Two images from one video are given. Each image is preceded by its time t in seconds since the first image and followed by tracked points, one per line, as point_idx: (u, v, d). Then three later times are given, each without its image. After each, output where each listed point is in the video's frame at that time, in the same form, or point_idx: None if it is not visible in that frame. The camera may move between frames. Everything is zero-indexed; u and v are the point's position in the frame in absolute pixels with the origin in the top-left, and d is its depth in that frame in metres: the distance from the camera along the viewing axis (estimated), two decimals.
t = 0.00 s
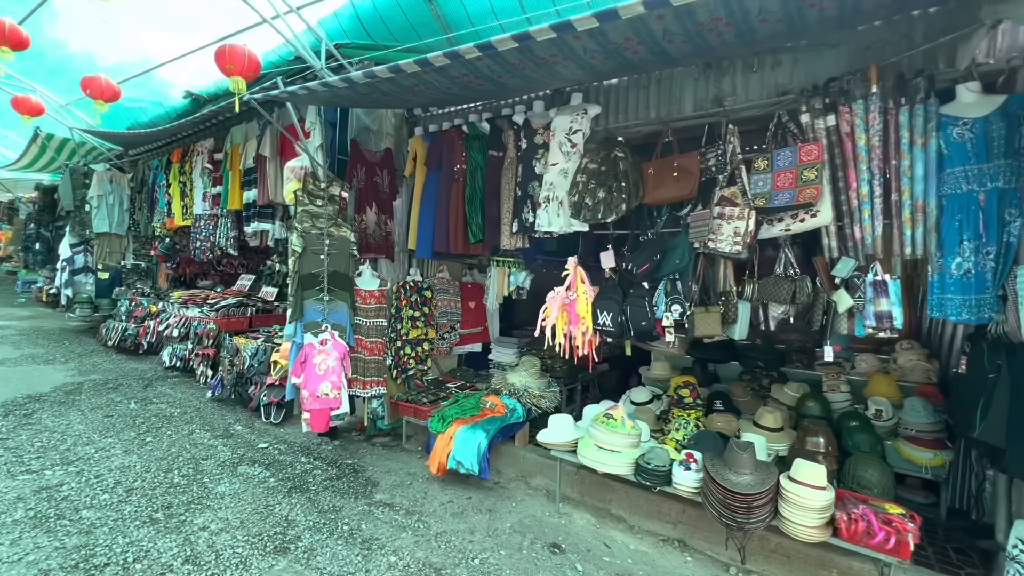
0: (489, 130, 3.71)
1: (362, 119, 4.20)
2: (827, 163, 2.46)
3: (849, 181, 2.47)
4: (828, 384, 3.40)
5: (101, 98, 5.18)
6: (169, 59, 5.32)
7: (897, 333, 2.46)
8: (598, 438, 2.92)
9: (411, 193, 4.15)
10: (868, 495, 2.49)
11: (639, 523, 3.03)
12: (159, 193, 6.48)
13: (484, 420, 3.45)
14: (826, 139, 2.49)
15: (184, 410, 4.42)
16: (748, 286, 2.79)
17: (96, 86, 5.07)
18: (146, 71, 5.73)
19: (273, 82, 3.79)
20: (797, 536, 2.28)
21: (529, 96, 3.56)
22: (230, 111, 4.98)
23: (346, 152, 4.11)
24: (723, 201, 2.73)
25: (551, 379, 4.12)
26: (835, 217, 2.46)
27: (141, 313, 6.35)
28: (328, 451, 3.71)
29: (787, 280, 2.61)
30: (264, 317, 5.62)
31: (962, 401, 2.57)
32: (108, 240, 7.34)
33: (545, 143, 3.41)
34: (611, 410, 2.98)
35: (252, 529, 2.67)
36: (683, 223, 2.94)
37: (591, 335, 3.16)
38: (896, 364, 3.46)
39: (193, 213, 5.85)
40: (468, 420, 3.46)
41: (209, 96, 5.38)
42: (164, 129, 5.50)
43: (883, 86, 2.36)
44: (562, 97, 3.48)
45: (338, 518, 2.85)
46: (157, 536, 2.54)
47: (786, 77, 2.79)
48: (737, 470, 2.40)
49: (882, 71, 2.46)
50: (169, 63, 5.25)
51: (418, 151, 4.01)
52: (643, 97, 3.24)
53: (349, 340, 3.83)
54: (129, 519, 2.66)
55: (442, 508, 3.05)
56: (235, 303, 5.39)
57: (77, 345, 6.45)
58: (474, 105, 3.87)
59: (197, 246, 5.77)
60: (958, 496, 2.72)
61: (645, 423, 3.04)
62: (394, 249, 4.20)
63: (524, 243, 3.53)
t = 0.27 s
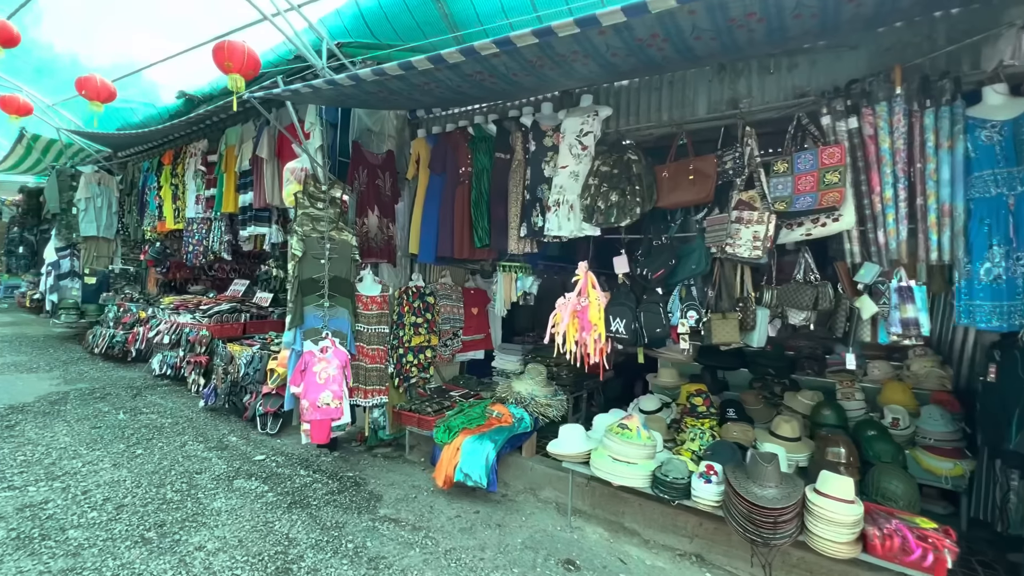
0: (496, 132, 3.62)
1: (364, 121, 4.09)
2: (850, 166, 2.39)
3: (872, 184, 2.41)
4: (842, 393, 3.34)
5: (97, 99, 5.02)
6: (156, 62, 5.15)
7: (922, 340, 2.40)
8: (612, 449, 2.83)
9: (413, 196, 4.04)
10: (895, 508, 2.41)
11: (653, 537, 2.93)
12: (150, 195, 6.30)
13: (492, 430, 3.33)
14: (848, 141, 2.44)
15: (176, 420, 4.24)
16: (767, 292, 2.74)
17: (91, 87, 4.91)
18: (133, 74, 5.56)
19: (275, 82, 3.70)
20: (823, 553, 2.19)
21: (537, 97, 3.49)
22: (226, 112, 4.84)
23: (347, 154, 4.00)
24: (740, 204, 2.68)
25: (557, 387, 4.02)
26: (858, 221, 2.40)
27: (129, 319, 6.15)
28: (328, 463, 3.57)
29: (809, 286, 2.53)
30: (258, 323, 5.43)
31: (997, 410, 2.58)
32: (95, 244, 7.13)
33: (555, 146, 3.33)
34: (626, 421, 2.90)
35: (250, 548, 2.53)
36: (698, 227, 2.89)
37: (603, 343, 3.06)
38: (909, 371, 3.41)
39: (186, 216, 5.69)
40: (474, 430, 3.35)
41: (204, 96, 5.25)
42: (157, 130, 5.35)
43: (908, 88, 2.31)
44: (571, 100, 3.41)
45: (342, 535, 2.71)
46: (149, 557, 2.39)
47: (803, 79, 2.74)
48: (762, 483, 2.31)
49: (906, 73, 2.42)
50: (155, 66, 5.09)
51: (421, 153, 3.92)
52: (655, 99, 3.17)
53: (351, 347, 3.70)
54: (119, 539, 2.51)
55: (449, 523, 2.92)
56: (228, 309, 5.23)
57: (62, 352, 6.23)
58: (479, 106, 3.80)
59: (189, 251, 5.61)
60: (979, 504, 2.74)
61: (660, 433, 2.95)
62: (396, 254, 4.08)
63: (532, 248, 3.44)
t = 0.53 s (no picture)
0: (500, 138, 3.54)
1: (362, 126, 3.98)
2: (869, 176, 2.34)
3: (889, 195, 2.37)
4: (852, 405, 3.30)
5: (92, 103, 4.87)
6: (140, 66, 4.98)
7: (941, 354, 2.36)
8: (623, 465, 2.75)
9: (414, 204, 3.96)
10: (916, 526, 2.35)
11: (665, 555, 2.85)
12: (137, 200, 6.11)
13: (496, 445, 3.23)
14: (864, 152, 2.39)
15: (164, 435, 4.07)
16: (781, 304, 2.69)
17: (84, 91, 4.76)
18: (117, 78, 5.38)
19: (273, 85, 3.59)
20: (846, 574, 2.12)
21: (542, 104, 3.42)
22: (218, 115, 4.70)
23: (345, 159, 3.87)
24: (754, 215, 2.63)
25: (560, 399, 3.94)
26: (875, 233, 2.36)
27: (114, 328, 5.94)
28: (325, 480, 3.44)
29: (826, 298, 2.49)
30: (249, 333, 5.31)
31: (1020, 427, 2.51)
32: (78, 250, 6.92)
33: (561, 153, 3.26)
34: (636, 436, 2.82)
35: None
36: (710, 238, 2.83)
37: (612, 355, 2.99)
38: (918, 383, 3.38)
39: (175, 222, 5.52)
40: (478, 445, 3.24)
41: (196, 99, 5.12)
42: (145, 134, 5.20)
43: (926, 98, 2.28)
44: (577, 106, 3.35)
45: (342, 559, 2.59)
46: None
47: (815, 88, 2.70)
48: (782, 502, 2.25)
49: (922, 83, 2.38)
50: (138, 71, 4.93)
51: (422, 160, 3.84)
52: (663, 107, 3.12)
53: (349, 359, 3.58)
54: (104, 568, 2.36)
55: (454, 544, 2.81)
56: (219, 318, 5.07)
57: (43, 363, 5.99)
58: (481, 112, 3.76)
59: (178, 258, 5.44)
60: (995, 519, 2.63)
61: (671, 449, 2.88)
62: (395, 263, 3.97)
63: (538, 257, 3.36)
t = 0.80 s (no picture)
0: (499, 142, 3.51)
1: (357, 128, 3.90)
2: (875, 183, 2.34)
3: (895, 203, 2.36)
4: (852, 412, 3.29)
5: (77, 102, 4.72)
6: (121, 65, 4.81)
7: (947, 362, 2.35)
8: (627, 475, 2.69)
9: (410, 208, 3.89)
10: (925, 536, 2.34)
11: (669, 566, 2.80)
12: (120, 203, 5.93)
13: (496, 454, 3.16)
14: (870, 158, 2.39)
15: (148, 446, 3.92)
16: (785, 310, 2.67)
17: (69, 89, 4.60)
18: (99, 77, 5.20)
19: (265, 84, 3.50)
20: None
21: (542, 108, 3.38)
22: (207, 116, 4.58)
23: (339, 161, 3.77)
24: (758, 221, 2.61)
25: (559, 407, 3.88)
26: (882, 239, 2.35)
27: (95, 334, 5.74)
28: (318, 492, 3.33)
29: (833, 305, 2.47)
30: (237, 339, 5.12)
31: None
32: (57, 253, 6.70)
33: (562, 157, 3.22)
34: (641, 445, 2.77)
35: None
36: (714, 243, 2.81)
37: (615, 363, 2.94)
38: (916, 390, 3.39)
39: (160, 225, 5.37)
40: (478, 455, 3.17)
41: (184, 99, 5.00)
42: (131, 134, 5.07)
43: (931, 105, 2.28)
44: (577, 111, 3.31)
45: None
46: None
47: (819, 94, 2.70)
48: (794, 513, 2.21)
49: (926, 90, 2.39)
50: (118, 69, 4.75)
51: (418, 163, 3.77)
52: (666, 112, 3.10)
53: (343, 367, 3.49)
54: None
55: (454, 558, 2.73)
56: (206, 324, 4.93)
57: (18, 370, 5.76)
58: (478, 116, 3.64)
59: (163, 262, 5.29)
60: (997, 527, 2.63)
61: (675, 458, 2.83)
62: (391, 268, 3.89)
63: (538, 263, 3.31)
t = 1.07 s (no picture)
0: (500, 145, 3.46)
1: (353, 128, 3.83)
2: (881, 189, 2.35)
3: (899, 208, 2.38)
4: (851, 416, 3.32)
5: (53, 96, 4.53)
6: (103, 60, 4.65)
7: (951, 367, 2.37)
8: (634, 482, 2.66)
9: (407, 211, 3.83)
10: (931, 540, 2.35)
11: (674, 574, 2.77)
12: (100, 203, 5.73)
13: (497, 461, 3.09)
14: (875, 164, 2.41)
15: (131, 456, 3.76)
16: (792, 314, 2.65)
17: (45, 82, 4.41)
18: (73, 74, 4.99)
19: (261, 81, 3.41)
20: None
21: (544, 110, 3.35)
22: (195, 114, 4.45)
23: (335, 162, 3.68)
24: (763, 226, 2.61)
25: (558, 412, 3.84)
26: (887, 245, 2.36)
27: (73, 339, 5.53)
28: (313, 503, 3.23)
29: (839, 310, 2.46)
30: (224, 344, 4.97)
31: None
32: (32, 255, 6.45)
33: (564, 161, 3.19)
34: (646, 451, 2.73)
35: None
36: (719, 248, 2.80)
37: (620, 368, 2.91)
38: (911, 394, 3.43)
39: (143, 226, 5.20)
40: (479, 462, 3.10)
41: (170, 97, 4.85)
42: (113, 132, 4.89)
43: (935, 112, 2.31)
44: (579, 114, 3.29)
45: None
46: None
47: (822, 101, 2.72)
48: (804, 519, 2.19)
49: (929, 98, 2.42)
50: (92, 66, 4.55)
51: (416, 165, 3.71)
52: (668, 116, 3.09)
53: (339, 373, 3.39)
54: None
55: (457, 569, 2.66)
56: (192, 328, 4.77)
57: None
58: (477, 117, 3.65)
59: (147, 264, 5.12)
60: (996, 529, 2.66)
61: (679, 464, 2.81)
62: (388, 271, 3.82)
63: (539, 267, 3.27)
